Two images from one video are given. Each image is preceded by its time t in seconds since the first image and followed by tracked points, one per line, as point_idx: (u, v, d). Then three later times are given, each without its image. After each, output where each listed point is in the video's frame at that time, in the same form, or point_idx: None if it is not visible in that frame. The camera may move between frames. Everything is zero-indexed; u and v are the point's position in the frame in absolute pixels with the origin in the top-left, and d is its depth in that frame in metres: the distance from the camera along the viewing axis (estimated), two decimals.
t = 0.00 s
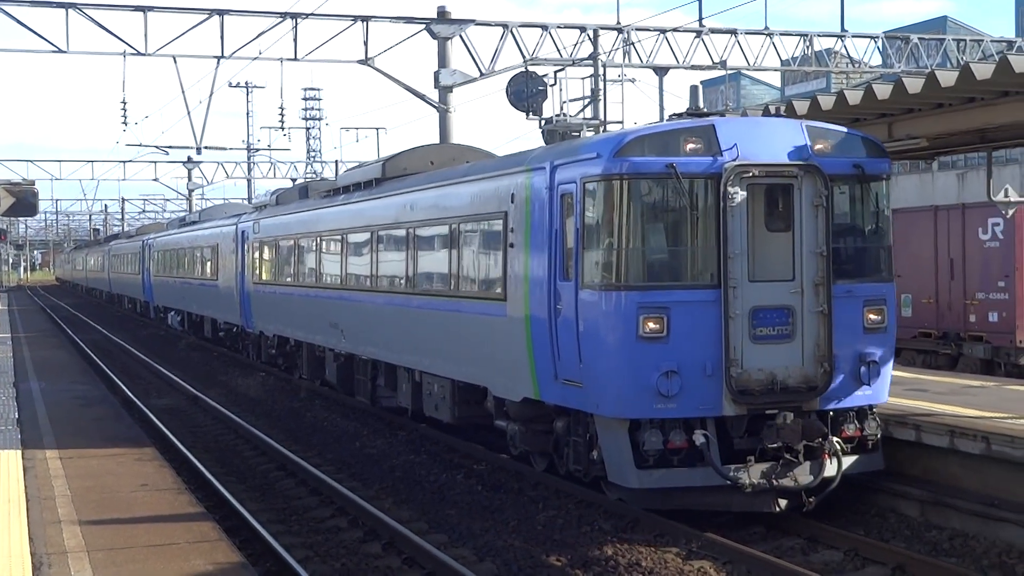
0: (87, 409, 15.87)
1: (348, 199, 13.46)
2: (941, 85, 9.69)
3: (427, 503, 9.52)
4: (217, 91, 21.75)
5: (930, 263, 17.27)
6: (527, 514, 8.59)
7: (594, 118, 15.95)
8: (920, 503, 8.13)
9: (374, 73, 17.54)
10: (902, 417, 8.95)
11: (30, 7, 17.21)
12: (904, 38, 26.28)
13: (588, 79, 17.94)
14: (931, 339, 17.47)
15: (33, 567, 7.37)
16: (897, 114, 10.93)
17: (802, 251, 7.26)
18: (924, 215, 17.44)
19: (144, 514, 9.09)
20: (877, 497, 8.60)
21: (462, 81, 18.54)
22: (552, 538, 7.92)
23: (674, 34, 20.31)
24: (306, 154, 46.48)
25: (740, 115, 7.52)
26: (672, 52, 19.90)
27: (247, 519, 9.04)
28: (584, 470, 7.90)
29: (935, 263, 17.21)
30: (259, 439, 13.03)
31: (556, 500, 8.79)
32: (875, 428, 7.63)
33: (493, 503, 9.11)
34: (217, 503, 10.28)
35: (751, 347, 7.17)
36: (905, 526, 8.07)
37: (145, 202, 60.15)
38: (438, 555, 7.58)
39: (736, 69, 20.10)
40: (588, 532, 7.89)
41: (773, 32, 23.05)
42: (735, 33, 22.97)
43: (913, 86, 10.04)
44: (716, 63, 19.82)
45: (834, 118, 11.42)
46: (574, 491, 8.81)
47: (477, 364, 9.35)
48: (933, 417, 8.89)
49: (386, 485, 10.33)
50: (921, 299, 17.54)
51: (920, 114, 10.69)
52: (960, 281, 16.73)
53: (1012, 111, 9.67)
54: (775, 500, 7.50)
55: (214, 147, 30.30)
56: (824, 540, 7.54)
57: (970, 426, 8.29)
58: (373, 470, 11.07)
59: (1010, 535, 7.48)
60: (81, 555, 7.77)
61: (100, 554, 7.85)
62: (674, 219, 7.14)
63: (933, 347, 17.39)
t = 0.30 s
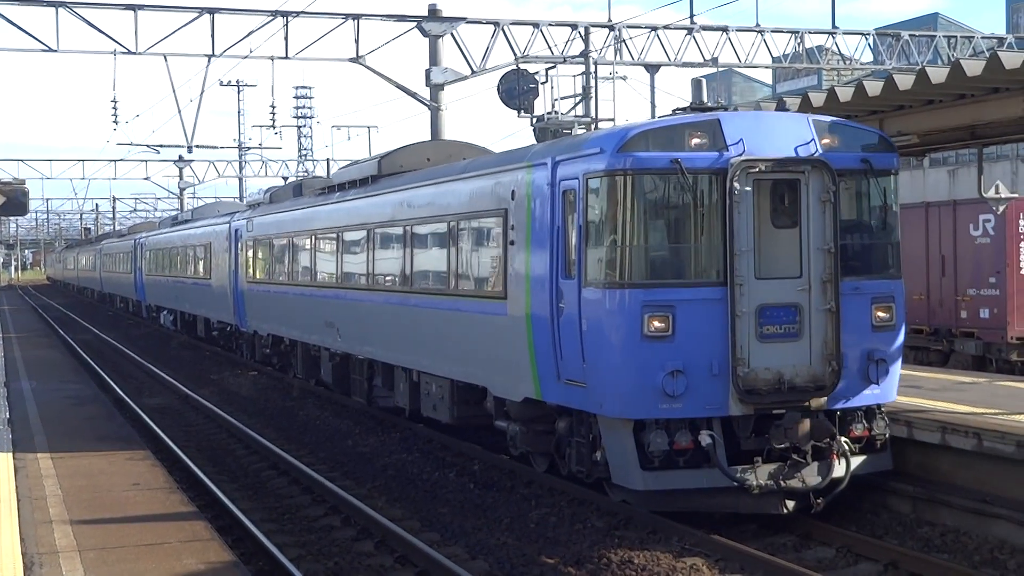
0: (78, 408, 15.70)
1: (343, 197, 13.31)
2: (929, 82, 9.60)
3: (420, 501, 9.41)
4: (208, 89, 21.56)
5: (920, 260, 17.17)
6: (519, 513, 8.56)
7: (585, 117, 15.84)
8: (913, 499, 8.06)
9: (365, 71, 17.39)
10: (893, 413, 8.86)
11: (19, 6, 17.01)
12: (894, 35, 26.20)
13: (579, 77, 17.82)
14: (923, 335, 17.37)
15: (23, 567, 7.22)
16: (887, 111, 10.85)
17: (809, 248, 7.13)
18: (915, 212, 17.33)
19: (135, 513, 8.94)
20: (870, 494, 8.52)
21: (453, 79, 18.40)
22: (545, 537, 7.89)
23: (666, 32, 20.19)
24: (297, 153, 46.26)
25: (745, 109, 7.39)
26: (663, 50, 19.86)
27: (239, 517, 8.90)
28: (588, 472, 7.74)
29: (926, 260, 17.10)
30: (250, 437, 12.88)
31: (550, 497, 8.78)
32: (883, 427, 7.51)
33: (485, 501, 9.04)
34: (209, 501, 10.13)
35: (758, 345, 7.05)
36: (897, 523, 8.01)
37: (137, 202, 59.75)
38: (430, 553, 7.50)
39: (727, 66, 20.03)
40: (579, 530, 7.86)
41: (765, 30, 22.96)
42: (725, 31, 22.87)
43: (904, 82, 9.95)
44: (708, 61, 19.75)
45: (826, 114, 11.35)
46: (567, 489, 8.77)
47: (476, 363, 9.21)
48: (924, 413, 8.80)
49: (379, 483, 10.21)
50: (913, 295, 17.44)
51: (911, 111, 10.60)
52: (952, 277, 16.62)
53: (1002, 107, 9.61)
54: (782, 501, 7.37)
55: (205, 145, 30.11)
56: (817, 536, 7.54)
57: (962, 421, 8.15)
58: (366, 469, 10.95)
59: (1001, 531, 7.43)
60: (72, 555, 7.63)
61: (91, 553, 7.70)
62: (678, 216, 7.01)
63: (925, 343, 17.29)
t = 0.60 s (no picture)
0: (70, 403, 15.53)
1: (341, 192, 13.15)
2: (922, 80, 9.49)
3: (414, 497, 9.29)
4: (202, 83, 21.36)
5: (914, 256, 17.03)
6: (511, 508, 8.49)
7: (579, 113, 15.70)
8: (905, 496, 8.02)
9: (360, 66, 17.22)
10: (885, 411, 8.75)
11: None
12: (888, 32, 26.09)
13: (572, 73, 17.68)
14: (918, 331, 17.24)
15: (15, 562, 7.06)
16: (880, 108, 10.73)
17: (820, 244, 6.99)
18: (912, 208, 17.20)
19: (128, 508, 8.77)
20: (864, 491, 8.45)
21: (448, 75, 18.23)
22: (538, 533, 7.82)
23: (660, 28, 20.05)
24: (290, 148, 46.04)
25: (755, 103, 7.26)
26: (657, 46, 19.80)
27: (231, 512, 8.74)
28: (593, 472, 7.61)
29: (920, 256, 16.96)
30: (243, 432, 12.73)
31: (542, 494, 8.71)
32: (893, 428, 7.39)
33: (478, 497, 8.95)
34: (201, 496, 9.98)
35: (768, 344, 6.91)
36: (891, 519, 7.96)
37: (130, 196, 59.40)
38: (422, 549, 7.39)
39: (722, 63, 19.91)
40: (571, 525, 7.80)
41: (760, 27, 22.84)
42: (719, 27, 22.76)
43: (897, 80, 9.85)
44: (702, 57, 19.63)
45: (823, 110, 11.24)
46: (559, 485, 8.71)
47: (478, 360, 9.07)
48: (917, 410, 8.72)
49: (372, 478, 10.07)
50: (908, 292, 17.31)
51: (904, 108, 10.47)
52: (944, 274, 16.47)
53: (995, 104, 9.47)
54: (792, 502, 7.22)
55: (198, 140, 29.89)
56: (809, 533, 7.49)
57: (955, 420, 8.05)
58: (359, 464, 10.82)
59: (992, 528, 7.39)
60: (65, 550, 7.47)
61: (84, 548, 7.55)
62: (686, 211, 6.86)
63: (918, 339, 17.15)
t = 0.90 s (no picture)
0: (64, 397, 15.35)
1: (341, 185, 12.98)
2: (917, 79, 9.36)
3: (407, 493, 9.14)
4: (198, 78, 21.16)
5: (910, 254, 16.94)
6: (503, 505, 8.37)
7: (574, 110, 15.56)
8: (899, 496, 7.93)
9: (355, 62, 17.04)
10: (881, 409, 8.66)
11: None
12: (885, 31, 25.95)
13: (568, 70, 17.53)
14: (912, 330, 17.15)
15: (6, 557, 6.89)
16: (875, 107, 10.62)
17: (835, 242, 6.84)
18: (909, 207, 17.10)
19: (121, 502, 8.60)
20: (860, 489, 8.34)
21: (443, 71, 18.07)
22: (531, 530, 7.70)
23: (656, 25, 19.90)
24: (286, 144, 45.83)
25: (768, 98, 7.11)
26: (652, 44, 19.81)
27: (225, 507, 8.57)
28: (600, 475, 7.46)
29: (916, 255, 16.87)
30: (238, 428, 12.58)
31: (537, 492, 8.59)
32: (908, 431, 7.24)
33: (471, 494, 8.83)
34: (194, 490, 9.82)
35: (781, 344, 6.75)
36: (884, 518, 7.86)
37: (125, 191, 59.14)
38: (416, 545, 7.23)
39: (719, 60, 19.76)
40: (565, 523, 7.69)
41: (757, 25, 22.72)
42: (716, 25, 22.62)
43: (893, 79, 9.73)
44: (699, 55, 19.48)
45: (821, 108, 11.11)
46: (552, 483, 8.60)
47: (480, 359, 8.91)
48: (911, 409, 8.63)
49: (365, 474, 9.91)
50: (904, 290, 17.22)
51: (900, 107, 10.36)
52: (938, 272, 16.36)
53: (990, 104, 9.40)
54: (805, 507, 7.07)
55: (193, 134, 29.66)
56: (803, 532, 7.39)
57: (947, 418, 8.05)
58: (353, 459, 10.67)
59: (985, 527, 7.30)
60: (57, 544, 7.30)
61: (77, 542, 7.38)
62: (698, 208, 6.71)
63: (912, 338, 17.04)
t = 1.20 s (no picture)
0: (59, 395, 15.16)
1: (341, 183, 12.80)
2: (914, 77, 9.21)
3: (403, 491, 8.97)
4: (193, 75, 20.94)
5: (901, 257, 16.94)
6: (499, 504, 8.23)
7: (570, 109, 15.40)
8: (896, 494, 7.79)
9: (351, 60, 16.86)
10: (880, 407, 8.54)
11: None
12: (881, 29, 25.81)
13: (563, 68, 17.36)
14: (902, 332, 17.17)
15: None
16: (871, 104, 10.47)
17: (853, 240, 6.68)
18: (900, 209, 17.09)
19: (116, 501, 8.41)
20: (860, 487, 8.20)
21: (439, 69, 17.89)
22: (527, 528, 7.55)
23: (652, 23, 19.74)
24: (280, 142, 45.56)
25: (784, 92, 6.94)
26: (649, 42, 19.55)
27: (220, 505, 8.39)
28: (610, 477, 7.30)
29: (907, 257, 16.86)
30: (233, 426, 12.40)
31: (533, 491, 8.44)
32: (926, 433, 7.10)
33: (466, 493, 8.67)
34: (189, 488, 9.64)
35: (797, 345, 6.59)
36: (881, 516, 7.73)
37: (119, 189, 58.89)
38: (411, 543, 7.07)
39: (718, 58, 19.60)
40: (562, 522, 7.54)
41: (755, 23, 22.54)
42: (712, 22, 22.45)
43: (889, 77, 9.57)
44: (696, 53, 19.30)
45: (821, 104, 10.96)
46: (549, 482, 8.46)
47: (486, 359, 8.74)
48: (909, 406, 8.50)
49: (361, 472, 9.74)
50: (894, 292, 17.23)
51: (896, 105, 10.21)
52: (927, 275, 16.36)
53: (984, 102, 9.24)
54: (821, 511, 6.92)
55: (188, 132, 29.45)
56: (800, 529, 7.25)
57: (943, 415, 7.95)
58: (348, 458, 10.49)
59: (981, 526, 7.17)
60: (52, 544, 7.12)
61: (71, 541, 7.20)
62: (712, 204, 6.54)
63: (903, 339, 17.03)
